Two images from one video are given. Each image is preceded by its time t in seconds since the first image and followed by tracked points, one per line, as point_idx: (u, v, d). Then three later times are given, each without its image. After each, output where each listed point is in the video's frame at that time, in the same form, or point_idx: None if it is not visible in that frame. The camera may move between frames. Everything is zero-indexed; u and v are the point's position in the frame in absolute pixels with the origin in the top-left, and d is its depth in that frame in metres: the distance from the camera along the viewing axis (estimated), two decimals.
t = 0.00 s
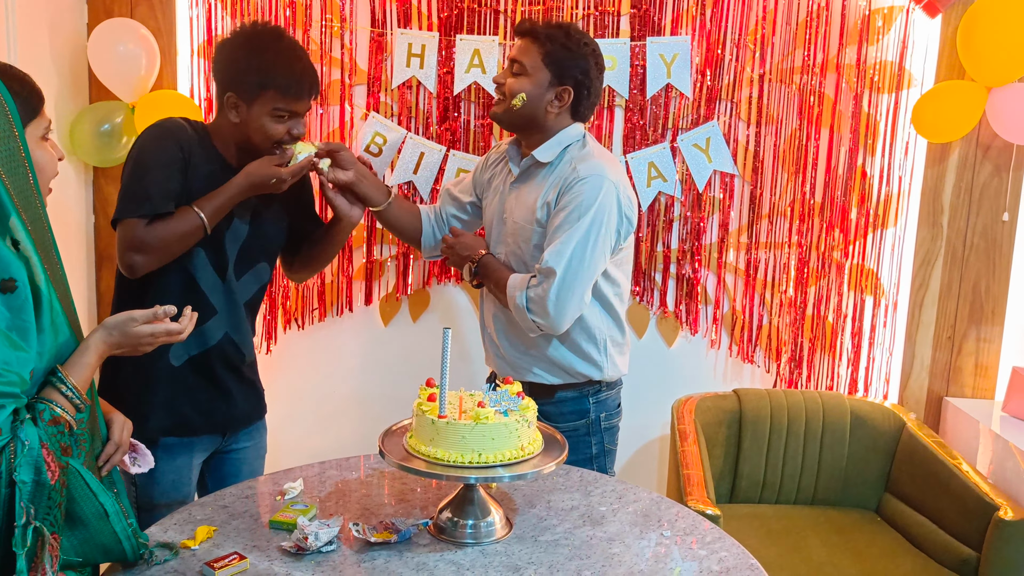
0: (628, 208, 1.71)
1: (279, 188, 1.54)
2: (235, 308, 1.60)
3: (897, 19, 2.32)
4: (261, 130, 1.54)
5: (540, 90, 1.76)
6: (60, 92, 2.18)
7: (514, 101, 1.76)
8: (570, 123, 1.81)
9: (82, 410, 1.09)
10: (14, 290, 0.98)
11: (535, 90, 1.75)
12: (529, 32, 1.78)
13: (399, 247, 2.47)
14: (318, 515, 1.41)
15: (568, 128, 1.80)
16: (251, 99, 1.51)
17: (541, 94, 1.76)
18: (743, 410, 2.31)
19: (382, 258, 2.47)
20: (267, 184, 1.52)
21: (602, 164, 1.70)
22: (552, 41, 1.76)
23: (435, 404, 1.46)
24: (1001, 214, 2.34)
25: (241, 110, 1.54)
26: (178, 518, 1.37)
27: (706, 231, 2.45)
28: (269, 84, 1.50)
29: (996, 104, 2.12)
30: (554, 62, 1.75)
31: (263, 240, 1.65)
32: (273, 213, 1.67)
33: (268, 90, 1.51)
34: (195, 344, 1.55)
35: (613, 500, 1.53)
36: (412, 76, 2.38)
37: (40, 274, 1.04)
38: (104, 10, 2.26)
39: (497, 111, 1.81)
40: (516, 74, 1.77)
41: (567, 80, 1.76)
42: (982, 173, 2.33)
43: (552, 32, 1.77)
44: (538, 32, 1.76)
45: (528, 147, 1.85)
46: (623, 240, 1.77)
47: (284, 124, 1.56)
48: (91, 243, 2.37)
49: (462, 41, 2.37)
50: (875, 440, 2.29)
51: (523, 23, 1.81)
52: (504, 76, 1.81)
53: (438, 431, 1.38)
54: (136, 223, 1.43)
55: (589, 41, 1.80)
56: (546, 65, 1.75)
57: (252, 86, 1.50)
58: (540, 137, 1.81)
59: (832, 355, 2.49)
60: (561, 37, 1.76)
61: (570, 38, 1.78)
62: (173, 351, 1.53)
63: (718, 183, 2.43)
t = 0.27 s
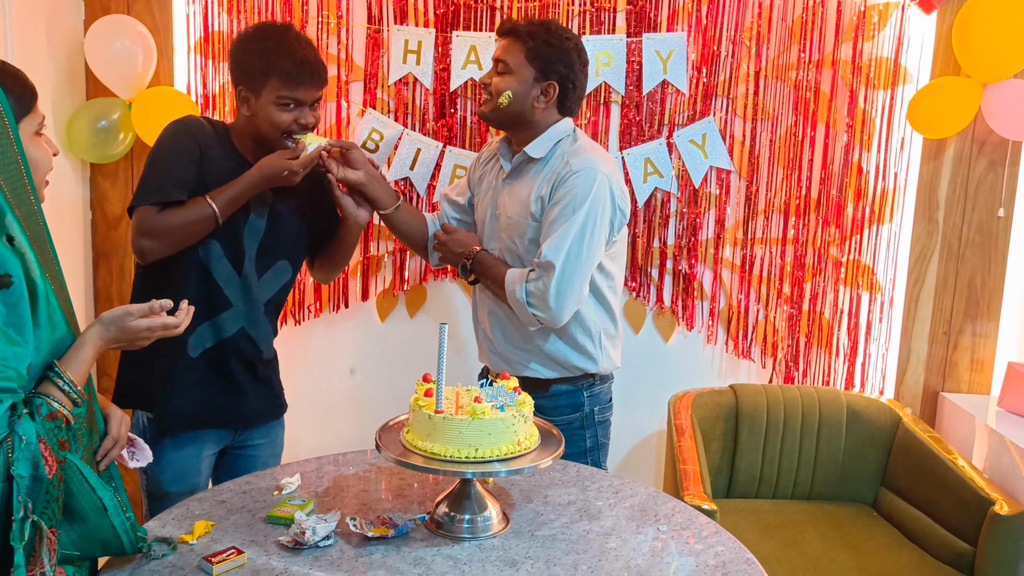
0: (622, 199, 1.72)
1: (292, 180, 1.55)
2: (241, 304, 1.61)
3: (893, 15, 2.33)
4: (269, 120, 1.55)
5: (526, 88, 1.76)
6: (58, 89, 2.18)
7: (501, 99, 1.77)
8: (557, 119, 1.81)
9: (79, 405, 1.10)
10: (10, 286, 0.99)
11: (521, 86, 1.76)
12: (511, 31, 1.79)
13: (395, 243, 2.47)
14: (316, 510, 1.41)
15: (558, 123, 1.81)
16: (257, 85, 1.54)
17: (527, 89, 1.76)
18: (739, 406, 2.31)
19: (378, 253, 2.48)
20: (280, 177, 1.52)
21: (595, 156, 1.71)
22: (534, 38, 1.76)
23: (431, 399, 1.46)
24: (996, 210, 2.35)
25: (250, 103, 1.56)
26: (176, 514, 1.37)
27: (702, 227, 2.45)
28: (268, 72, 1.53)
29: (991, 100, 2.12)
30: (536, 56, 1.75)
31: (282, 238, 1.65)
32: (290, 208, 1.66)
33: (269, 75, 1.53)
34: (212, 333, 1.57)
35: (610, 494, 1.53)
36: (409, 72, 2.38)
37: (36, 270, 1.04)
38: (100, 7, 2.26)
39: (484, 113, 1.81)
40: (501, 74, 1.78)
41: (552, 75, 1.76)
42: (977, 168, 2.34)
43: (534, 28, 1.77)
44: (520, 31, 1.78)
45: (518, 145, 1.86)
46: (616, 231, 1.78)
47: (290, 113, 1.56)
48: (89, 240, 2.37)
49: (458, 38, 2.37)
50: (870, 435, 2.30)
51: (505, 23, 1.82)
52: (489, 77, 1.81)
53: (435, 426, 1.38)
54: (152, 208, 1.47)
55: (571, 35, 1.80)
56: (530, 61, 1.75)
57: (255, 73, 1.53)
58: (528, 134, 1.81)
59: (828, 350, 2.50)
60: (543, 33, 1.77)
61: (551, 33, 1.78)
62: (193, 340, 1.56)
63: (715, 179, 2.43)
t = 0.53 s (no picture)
0: (611, 200, 1.72)
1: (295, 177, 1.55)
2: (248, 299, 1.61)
3: (894, 12, 2.33)
4: (264, 118, 1.55)
5: (530, 92, 1.76)
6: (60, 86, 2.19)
7: (511, 109, 1.76)
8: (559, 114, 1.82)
9: (79, 401, 1.10)
10: (12, 281, 0.99)
11: (525, 92, 1.76)
12: (498, 37, 1.77)
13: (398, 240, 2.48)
14: (318, 507, 1.42)
15: (555, 122, 1.80)
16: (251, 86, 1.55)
17: (532, 93, 1.77)
18: (740, 403, 2.32)
19: (381, 251, 2.48)
20: (283, 177, 1.53)
21: (586, 157, 1.71)
22: (524, 44, 1.75)
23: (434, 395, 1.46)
24: (998, 206, 2.35)
25: (245, 105, 1.57)
26: (179, 510, 1.37)
27: (703, 224, 2.45)
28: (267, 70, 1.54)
29: (992, 97, 2.12)
30: (534, 59, 1.75)
31: (290, 238, 1.65)
32: (295, 204, 1.67)
33: (263, 72, 1.54)
34: (225, 333, 1.58)
35: (611, 491, 1.54)
36: (410, 70, 2.38)
37: (37, 267, 1.04)
38: (102, 5, 2.27)
39: (493, 126, 1.80)
40: (501, 85, 1.77)
41: (552, 74, 1.77)
42: (979, 165, 2.34)
43: (519, 32, 1.76)
44: (508, 36, 1.76)
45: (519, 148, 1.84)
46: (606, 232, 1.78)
47: (283, 109, 1.56)
48: (91, 238, 2.38)
49: (460, 35, 2.36)
50: (871, 431, 2.30)
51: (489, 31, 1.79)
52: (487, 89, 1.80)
53: (437, 423, 1.38)
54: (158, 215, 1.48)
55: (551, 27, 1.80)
56: (528, 66, 1.75)
57: (248, 72, 1.54)
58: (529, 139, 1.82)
59: (830, 348, 2.49)
60: (532, 34, 1.76)
61: (539, 31, 1.78)
62: (207, 339, 1.56)
63: (716, 176, 2.43)
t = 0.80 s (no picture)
0: (610, 198, 1.73)
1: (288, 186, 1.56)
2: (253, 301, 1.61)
3: (893, 14, 2.33)
4: (260, 124, 1.56)
5: (504, 113, 1.74)
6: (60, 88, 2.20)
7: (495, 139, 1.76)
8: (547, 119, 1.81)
9: (79, 400, 1.10)
10: (12, 281, 0.99)
11: (500, 118, 1.74)
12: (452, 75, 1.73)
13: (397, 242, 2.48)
14: (317, 508, 1.42)
15: (546, 125, 1.80)
16: (245, 90, 1.55)
17: (507, 116, 1.75)
18: (739, 404, 2.32)
19: (380, 253, 2.49)
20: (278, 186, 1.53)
21: (583, 157, 1.71)
22: (477, 82, 1.71)
23: (433, 397, 1.46)
24: (996, 208, 2.35)
25: (239, 109, 1.57)
26: (178, 511, 1.38)
27: (702, 226, 2.45)
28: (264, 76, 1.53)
29: (991, 99, 2.13)
30: (493, 88, 1.71)
31: (284, 240, 1.67)
32: (288, 206, 1.68)
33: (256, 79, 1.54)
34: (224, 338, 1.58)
35: (610, 493, 1.54)
36: (410, 72, 2.38)
37: (37, 267, 1.05)
38: (102, 7, 2.28)
39: (487, 155, 1.82)
40: (478, 122, 1.76)
41: (514, 88, 1.72)
42: (977, 167, 2.34)
43: (463, 73, 1.71)
44: (459, 72, 1.71)
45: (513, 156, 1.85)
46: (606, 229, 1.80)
47: (279, 114, 1.57)
48: (91, 239, 2.39)
49: (459, 37, 2.37)
50: (870, 433, 2.30)
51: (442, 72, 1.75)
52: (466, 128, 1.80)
53: (436, 424, 1.38)
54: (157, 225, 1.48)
55: (493, 45, 1.72)
56: (490, 92, 1.72)
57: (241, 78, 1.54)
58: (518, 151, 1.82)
59: (829, 350, 2.50)
60: (479, 59, 1.70)
61: (485, 53, 1.71)
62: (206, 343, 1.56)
63: (715, 178, 2.44)
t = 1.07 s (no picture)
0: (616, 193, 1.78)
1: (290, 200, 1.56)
2: (246, 304, 1.62)
3: (895, 18, 2.34)
4: (267, 132, 1.56)
5: (495, 116, 1.75)
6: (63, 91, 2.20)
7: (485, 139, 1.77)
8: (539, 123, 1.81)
9: (82, 400, 1.10)
10: (16, 281, 0.99)
11: (490, 119, 1.75)
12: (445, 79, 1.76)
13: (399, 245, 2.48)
14: (320, 510, 1.42)
15: (538, 128, 1.81)
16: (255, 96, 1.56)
17: (497, 117, 1.75)
18: (742, 407, 2.32)
19: (382, 256, 2.48)
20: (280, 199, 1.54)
21: (583, 154, 1.73)
22: (468, 81, 1.72)
23: (436, 399, 1.47)
24: (999, 212, 2.35)
25: (249, 114, 1.57)
26: (181, 513, 1.38)
27: (705, 229, 2.46)
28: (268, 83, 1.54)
29: (994, 102, 2.13)
30: (487, 89, 1.72)
31: (282, 246, 1.70)
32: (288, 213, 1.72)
33: (260, 85, 1.54)
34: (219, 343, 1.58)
35: (612, 495, 1.54)
36: (412, 75, 2.39)
37: (39, 267, 1.05)
38: (106, 10, 2.29)
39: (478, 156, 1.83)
40: (469, 121, 1.77)
41: (506, 91, 1.73)
42: (980, 170, 2.34)
43: (457, 71, 1.73)
44: (451, 75, 1.74)
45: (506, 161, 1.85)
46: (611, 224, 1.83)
47: (288, 125, 1.57)
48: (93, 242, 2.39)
49: (461, 40, 2.37)
50: (872, 436, 2.30)
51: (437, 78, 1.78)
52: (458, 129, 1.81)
53: (439, 426, 1.38)
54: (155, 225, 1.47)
55: (489, 47, 1.73)
56: (481, 94, 1.73)
57: (251, 84, 1.55)
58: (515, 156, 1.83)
59: (831, 353, 2.50)
60: (473, 61, 1.72)
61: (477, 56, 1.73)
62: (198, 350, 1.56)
63: (718, 181, 2.44)
